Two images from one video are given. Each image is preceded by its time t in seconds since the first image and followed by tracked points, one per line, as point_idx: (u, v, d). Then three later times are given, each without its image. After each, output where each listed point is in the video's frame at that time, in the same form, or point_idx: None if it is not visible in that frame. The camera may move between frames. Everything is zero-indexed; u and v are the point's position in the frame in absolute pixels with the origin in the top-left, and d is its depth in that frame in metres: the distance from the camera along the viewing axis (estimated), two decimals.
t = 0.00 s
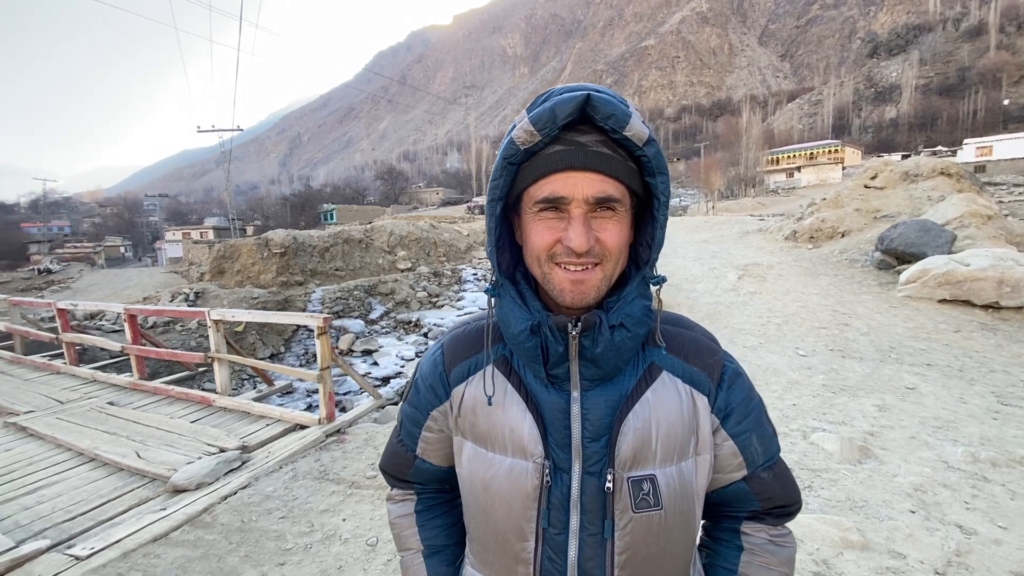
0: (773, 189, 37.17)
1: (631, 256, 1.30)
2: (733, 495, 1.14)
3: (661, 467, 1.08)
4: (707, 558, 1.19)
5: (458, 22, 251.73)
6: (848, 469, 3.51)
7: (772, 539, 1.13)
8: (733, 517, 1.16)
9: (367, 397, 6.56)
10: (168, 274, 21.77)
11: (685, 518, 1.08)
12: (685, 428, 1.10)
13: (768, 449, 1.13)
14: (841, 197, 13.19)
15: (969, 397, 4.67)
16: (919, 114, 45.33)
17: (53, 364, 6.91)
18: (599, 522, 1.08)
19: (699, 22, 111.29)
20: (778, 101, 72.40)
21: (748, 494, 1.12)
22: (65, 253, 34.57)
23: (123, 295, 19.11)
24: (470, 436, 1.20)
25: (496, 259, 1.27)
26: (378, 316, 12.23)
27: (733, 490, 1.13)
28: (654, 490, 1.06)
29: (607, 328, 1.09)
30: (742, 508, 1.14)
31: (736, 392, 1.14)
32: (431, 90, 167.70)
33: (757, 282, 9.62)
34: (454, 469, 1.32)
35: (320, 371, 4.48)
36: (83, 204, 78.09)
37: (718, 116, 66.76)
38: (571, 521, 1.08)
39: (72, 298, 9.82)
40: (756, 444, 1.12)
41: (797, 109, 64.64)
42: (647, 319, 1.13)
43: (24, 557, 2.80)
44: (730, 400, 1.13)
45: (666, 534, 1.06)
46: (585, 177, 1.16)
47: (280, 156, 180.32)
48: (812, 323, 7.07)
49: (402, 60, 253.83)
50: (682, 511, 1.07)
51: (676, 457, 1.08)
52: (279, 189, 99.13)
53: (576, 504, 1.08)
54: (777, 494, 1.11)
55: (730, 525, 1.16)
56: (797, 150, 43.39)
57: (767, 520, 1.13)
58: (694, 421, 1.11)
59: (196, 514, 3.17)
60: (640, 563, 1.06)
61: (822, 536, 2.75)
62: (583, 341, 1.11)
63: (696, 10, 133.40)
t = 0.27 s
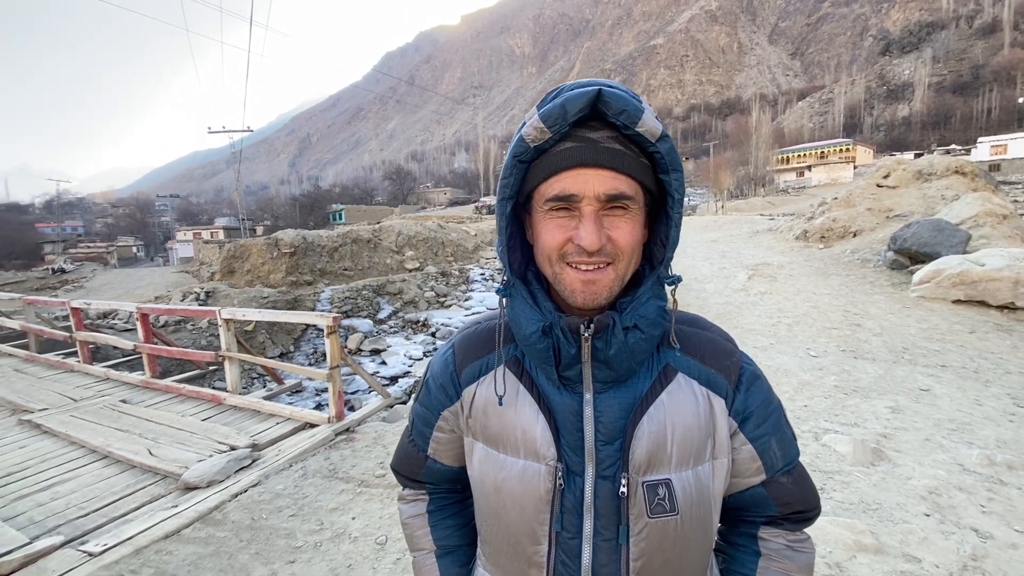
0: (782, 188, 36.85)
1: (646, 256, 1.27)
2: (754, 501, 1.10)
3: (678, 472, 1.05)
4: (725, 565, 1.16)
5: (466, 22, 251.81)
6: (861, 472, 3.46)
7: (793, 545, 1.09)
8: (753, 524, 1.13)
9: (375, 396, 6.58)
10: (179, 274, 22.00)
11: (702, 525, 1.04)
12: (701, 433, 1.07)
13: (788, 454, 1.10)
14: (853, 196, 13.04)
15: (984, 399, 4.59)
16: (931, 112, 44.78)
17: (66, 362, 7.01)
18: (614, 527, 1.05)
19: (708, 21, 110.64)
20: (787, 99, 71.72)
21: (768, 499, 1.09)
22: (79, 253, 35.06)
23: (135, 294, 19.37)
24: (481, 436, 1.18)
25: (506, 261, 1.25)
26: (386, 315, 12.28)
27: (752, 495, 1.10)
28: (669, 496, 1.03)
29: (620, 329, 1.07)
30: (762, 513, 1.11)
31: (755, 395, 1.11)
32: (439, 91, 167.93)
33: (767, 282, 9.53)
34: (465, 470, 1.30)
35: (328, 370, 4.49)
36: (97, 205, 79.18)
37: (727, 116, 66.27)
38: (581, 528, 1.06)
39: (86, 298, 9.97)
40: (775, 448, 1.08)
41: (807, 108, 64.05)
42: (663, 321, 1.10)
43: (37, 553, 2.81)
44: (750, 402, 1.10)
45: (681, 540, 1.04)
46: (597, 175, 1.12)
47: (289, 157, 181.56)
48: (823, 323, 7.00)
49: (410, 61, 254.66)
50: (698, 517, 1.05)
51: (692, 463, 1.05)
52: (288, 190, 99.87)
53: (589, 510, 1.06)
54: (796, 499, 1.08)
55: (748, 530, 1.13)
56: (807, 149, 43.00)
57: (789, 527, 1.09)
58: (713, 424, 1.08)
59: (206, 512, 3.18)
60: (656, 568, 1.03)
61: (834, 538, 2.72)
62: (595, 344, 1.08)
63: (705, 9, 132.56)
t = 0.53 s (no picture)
0: (793, 188, 36.51)
1: (678, 257, 1.27)
2: (786, 508, 1.10)
3: (709, 477, 1.05)
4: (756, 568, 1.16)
5: (474, 22, 251.86)
6: (878, 475, 3.43)
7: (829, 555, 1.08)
8: (785, 532, 1.12)
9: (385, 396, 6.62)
10: (191, 274, 22.23)
11: (732, 530, 1.05)
12: (734, 439, 1.07)
13: (826, 462, 1.08)
14: (866, 196, 12.91)
15: (1003, 403, 4.53)
16: (945, 111, 44.16)
17: (83, 360, 7.10)
18: (645, 530, 1.05)
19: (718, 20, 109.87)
20: (798, 99, 71.07)
21: (803, 510, 1.08)
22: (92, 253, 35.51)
23: (147, 294, 19.62)
24: (512, 434, 1.20)
25: (537, 263, 1.26)
26: (395, 315, 12.35)
27: (786, 502, 1.09)
28: (701, 499, 1.04)
29: (652, 333, 1.07)
30: (793, 523, 1.10)
31: (791, 402, 1.10)
32: (447, 92, 168.26)
33: (778, 283, 9.47)
34: (494, 466, 1.32)
35: (342, 370, 4.52)
36: (110, 205, 80.17)
37: (737, 115, 65.84)
38: (612, 527, 1.07)
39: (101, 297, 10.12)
40: (812, 456, 1.07)
41: (818, 107, 63.42)
42: (695, 324, 1.10)
43: (59, 549, 2.85)
44: (786, 409, 1.09)
45: (714, 546, 1.04)
46: (629, 177, 1.12)
47: (298, 158, 182.72)
48: (836, 325, 6.94)
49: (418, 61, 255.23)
50: (730, 524, 1.05)
51: (725, 468, 1.06)
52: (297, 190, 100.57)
53: (619, 510, 1.07)
54: (832, 509, 1.06)
55: (779, 539, 1.13)
56: (818, 149, 42.55)
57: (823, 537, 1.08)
58: (746, 430, 1.08)
59: (224, 510, 3.22)
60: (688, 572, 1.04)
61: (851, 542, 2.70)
62: (627, 346, 1.09)
63: (715, 8, 131.59)
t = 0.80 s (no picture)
0: (802, 189, 36.26)
1: (732, 259, 1.29)
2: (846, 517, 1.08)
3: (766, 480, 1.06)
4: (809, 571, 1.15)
5: (482, 24, 252.25)
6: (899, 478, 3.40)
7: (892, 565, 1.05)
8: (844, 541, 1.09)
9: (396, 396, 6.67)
10: (201, 274, 22.44)
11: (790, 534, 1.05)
12: (792, 442, 1.07)
13: (889, 469, 1.06)
14: (879, 197, 12.81)
15: None
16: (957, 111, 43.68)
17: (100, 359, 7.18)
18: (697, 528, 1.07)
19: (726, 21, 109.43)
20: (807, 99, 70.57)
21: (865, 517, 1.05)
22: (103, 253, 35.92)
23: (158, 294, 19.85)
24: (563, 431, 1.23)
25: (589, 263, 1.29)
26: (403, 316, 12.40)
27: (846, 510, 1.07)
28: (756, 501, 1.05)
29: (710, 333, 1.08)
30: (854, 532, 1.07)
31: (852, 406, 1.08)
32: (454, 93, 168.79)
33: (791, 284, 9.41)
34: (544, 462, 1.34)
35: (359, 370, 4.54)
36: (121, 207, 81.11)
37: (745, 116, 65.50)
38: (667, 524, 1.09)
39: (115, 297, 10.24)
40: (875, 463, 1.05)
41: (828, 107, 62.93)
42: (753, 325, 1.11)
43: (86, 545, 2.89)
44: (847, 414, 1.08)
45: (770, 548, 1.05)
46: (684, 180, 1.14)
47: (306, 159, 183.81)
48: (850, 327, 6.90)
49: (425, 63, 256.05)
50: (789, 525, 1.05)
51: (782, 470, 1.07)
52: (306, 192, 101.30)
53: (674, 508, 1.08)
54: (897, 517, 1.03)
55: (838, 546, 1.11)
56: (828, 149, 42.20)
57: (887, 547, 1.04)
58: (804, 433, 1.08)
59: (247, 508, 3.25)
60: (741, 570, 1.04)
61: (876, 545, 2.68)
62: (684, 345, 1.10)
63: (723, 8, 130.96)
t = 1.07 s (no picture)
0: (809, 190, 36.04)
1: (790, 263, 1.33)
2: (908, 525, 1.08)
3: (822, 485, 1.09)
4: None
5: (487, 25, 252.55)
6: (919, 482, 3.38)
7: None
8: (908, 551, 1.09)
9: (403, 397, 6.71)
10: (208, 275, 22.58)
11: (849, 535, 1.07)
12: (851, 448, 1.08)
13: (955, 481, 1.06)
14: (889, 199, 12.74)
15: None
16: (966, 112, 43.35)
17: (114, 359, 7.24)
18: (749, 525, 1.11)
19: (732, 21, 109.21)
20: (814, 100, 70.22)
21: (930, 526, 1.05)
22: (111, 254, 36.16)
23: (166, 294, 19.99)
24: (618, 428, 1.28)
25: (644, 266, 1.36)
26: (410, 316, 12.46)
27: (908, 519, 1.08)
28: (813, 505, 1.08)
29: (767, 337, 1.13)
30: (918, 541, 1.08)
31: (916, 416, 1.09)
32: (459, 95, 169.20)
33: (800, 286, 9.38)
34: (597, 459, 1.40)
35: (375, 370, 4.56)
36: (128, 207, 81.73)
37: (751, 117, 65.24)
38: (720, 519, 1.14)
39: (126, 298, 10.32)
40: (940, 473, 1.05)
41: (835, 108, 62.57)
42: (809, 330, 1.16)
43: (111, 543, 2.92)
44: (911, 422, 1.08)
45: (826, 547, 1.08)
46: (740, 189, 1.20)
47: (311, 160, 184.54)
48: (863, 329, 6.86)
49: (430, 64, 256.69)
50: (847, 527, 1.07)
51: (838, 476, 1.09)
52: (312, 193, 101.62)
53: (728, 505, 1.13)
54: (964, 533, 1.04)
55: (903, 558, 1.10)
56: (835, 150, 41.94)
57: (953, 559, 1.05)
58: (863, 439, 1.09)
59: (268, 507, 3.28)
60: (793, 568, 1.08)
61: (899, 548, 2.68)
62: (738, 349, 1.16)
63: (729, 8, 130.54)
